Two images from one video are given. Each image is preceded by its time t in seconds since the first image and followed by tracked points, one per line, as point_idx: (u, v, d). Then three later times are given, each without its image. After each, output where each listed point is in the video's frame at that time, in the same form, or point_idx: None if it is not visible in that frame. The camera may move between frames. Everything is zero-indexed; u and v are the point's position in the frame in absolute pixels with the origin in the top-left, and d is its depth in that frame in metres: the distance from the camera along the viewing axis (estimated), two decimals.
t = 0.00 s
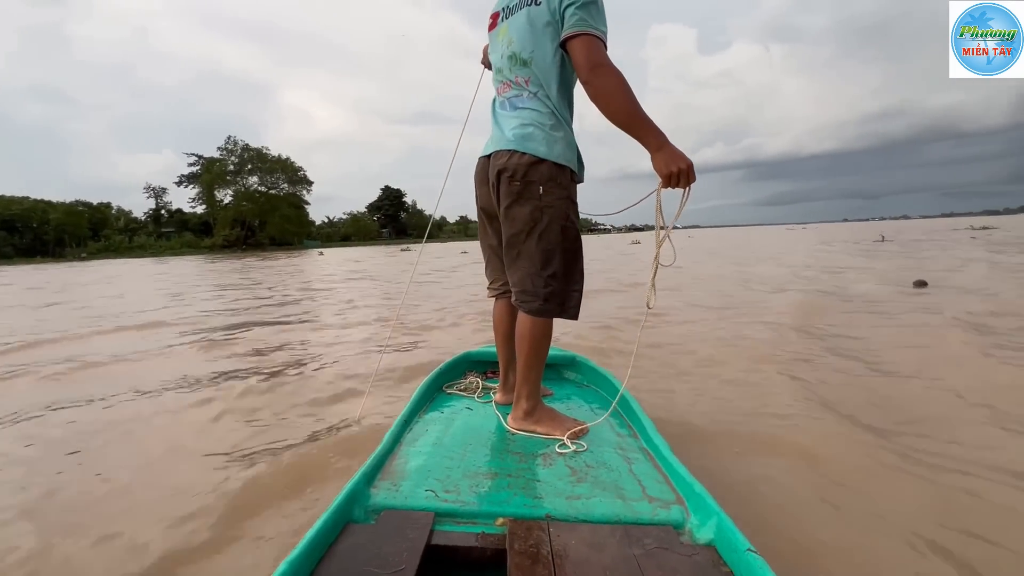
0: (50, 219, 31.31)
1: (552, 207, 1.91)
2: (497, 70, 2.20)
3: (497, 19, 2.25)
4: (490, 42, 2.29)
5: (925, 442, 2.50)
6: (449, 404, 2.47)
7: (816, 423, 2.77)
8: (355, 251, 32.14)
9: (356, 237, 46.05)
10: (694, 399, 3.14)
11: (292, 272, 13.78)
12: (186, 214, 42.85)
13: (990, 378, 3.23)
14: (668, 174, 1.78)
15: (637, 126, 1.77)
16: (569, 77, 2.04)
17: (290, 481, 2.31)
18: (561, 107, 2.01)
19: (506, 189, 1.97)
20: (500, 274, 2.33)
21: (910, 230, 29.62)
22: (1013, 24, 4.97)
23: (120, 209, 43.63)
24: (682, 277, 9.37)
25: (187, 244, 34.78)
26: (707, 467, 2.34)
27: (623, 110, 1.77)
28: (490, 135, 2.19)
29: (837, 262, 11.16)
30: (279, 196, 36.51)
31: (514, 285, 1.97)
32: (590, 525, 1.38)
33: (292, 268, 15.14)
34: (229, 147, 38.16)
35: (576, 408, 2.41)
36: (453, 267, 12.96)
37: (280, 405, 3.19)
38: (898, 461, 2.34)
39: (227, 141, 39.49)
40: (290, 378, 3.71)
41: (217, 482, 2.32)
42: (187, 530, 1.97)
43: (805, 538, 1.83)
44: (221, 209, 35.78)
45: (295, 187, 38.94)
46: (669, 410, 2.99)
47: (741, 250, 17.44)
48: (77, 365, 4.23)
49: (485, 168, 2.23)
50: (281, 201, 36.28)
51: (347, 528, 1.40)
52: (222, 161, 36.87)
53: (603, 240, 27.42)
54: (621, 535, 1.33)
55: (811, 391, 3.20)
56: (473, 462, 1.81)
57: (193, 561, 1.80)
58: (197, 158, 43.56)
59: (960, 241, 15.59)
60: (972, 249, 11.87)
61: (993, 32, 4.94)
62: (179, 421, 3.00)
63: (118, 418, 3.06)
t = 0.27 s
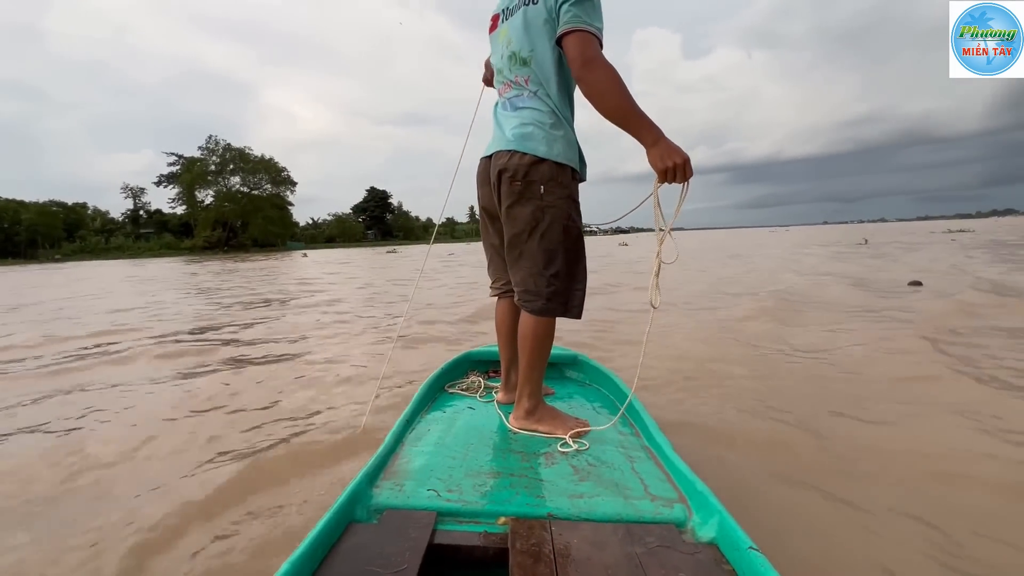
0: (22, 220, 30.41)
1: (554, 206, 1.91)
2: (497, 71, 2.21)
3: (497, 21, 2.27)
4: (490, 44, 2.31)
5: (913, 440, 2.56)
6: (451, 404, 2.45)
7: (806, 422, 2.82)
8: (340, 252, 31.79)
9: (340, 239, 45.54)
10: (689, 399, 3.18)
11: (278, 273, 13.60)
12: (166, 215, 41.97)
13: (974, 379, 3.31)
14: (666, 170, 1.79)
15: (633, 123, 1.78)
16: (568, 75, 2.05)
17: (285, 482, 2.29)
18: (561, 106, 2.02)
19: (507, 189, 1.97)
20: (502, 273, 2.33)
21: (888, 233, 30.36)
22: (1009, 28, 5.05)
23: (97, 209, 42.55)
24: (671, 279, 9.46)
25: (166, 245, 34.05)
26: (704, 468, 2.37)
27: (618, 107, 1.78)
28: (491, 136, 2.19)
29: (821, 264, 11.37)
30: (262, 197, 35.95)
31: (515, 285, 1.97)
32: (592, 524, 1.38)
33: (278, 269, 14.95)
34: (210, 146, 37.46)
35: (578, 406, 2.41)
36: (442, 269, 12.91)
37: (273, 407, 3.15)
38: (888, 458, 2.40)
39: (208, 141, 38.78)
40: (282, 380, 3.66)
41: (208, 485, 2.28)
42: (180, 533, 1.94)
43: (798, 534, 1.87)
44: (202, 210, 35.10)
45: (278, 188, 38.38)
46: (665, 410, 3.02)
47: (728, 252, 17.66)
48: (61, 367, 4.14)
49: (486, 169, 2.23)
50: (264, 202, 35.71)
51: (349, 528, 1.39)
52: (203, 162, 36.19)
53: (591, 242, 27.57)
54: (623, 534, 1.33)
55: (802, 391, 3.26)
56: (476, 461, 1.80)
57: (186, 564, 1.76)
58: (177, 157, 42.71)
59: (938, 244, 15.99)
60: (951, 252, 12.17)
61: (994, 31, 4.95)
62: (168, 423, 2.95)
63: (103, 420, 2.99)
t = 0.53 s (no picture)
0: None
1: (560, 211, 1.92)
2: (505, 75, 2.21)
3: (506, 24, 2.27)
4: (499, 46, 2.31)
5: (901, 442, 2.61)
6: (452, 404, 2.44)
7: (798, 424, 2.86)
8: (328, 254, 31.45)
9: (327, 240, 45.10)
10: (684, 400, 3.22)
11: (266, 275, 13.44)
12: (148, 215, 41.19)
13: (962, 382, 3.37)
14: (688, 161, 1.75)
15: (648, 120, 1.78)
16: (578, 80, 2.05)
17: (279, 485, 2.27)
18: (570, 111, 2.02)
19: (514, 193, 1.98)
20: (505, 276, 2.33)
21: (869, 236, 30.99)
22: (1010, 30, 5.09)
23: (76, 208, 41.60)
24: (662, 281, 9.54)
25: (148, 246, 33.39)
26: (699, 471, 2.39)
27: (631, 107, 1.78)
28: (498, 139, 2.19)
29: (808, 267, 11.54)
30: (247, 198, 35.44)
31: (520, 289, 1.97)
32: (592, 528, 1.38)
33: (266, 271, 14.78)
34: (194, 145, 36.85)
35: (578, 410, 2.40)
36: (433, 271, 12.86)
37: (266, 410, 3.11)
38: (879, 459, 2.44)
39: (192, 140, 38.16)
40: (275, 383, 3.62)
41: (200, 489, 2.25)
42: (173, 538, 1.91)
43: (790, 536, 1.90)
44: (185, 210, 34.49)
45: (264, 189, 37.87)
46: (659, 412, 3.05)
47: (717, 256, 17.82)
48: (46, 368, 4.06)
49: (493, 172, 2.23)
50: (249, 203, 35.20)
51: (352, 525, 1.40)
52: (186, 161, 35.58)
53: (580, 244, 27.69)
54: (622, 537, 1.34)
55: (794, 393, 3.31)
56: (477, 462, 1.80)
57: (178, 569, 1.74)
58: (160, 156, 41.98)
59: (919, 248, 16.34)
60: (935, 256, 12.38)
61: (996, 31, 4.94)
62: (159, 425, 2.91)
63: (91, 421, 2.94)
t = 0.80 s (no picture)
0: None
1: (565, 216, 1.92)
2: (508, 79, 2.21)
3: (509, 26, 2.26)
4: (501, 49, 2.31)
5: (894, 443, 2.65)
6: (458, 404, 2.42)
7: (793, 424, 2.90)
8: (317, 254, 31.15)
9: (315, 240, 44.67)
10: (682, 401, 3.24)
11: (256, 275, 13.30)
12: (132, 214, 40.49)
13: (954, 383, 3.42)
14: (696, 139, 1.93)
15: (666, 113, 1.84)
16: (582, 85, 2.05)
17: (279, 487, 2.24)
18: (573, 117, 2.02)
19: (519, 198, 1.98)
20: (509, 279, 2.32)
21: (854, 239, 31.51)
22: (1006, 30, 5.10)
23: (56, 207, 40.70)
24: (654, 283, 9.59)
25: (131, 245, 32.78)
26: (698, 470, 2.41)
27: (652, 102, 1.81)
28: (501, 144, 2.19)
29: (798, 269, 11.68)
30: (233, 197, 34.97)
31: (525, 294, 1.97)
32: (598, 529, 1.38)
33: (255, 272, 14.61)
34: (179, 143, 36.27)
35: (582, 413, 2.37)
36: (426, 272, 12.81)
37: (262, 413, 3.07)
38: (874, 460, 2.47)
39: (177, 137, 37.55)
40: (270, 385, 3.58)
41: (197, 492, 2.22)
42: (172, 541, 1.89)
43: (788, 534, 1.92)
44: (169, 210, 33.94)
45: (251, 188, 37.39)
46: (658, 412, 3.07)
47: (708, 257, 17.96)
48: (35, 371, 3.99)
49: (496, 176, 2.23)
50: (236, 202, 34.74)
51: (363, 519, 1.39)
52: (171, 159, 35.02)
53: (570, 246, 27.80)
54: (628, 539, 1.34)
55: (790, 393, 3.34)
56: (484, 462, 1.80)
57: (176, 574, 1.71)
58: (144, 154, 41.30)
59: (902, 251, 16.65)
60: (922, 258, 12.56)
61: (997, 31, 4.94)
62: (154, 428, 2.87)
63: (82, 425, 2.89)
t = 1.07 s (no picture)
0: None
1: (566, 217, 1.92)
2: (504, 83, 2.21)
3: (504, 29, 2.26)
4: (497, 52, 2.30)
5: (888, 436, 2.68)
6: (460, 411, 2.41)
7: (789, 421, 2.93)
8: (307, 254, 30.88)
9: (305, 240, 44.30)
10: (679, 400, 3.26)
11: (246, 276, 13.15)
12: (118, 213, 39.86)
13: (946, 379, 3.46)
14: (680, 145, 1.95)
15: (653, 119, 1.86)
16: (577, 88, 2.05)
17: (277, 488, 2.22)
18: (570, 119, 2.02)
19: (519, 200, 1.98)
20: (510, 282, 2.32)
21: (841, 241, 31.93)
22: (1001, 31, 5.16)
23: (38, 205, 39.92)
24: (646, 284, 9.63)
25: (116, 244, 32.24)
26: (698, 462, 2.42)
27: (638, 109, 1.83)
28: (499, 147, 2.20)
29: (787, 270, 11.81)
30: (222, 196, 34.57)
31: (526, 296, 1.98)
32: (602, 525, 1.38)
33: (245, 272, 14.45)
34: (166, 141, 35.77)
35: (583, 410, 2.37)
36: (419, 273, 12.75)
37: (257, 413, 3.04)
38: (870, 454, 2.49)
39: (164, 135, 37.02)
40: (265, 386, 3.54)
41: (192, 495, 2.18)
42: (168, 545, 1.86)
43: (789, 524, 1.93)
44: (156, 208, 33.45)
45: (240, 186, 36.97)
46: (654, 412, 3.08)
47: (700, 258, 18.09)
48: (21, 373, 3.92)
49: (495, 180, 2.22)
50: (224, 201, 34.34)
51: (368, 531, 1.38)
52: (158, 157, 34.55)
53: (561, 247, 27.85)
54: (632, 533, 1.34)
55: (785, 392, 3.37)
56: (487, 466, 1.79)
57: None
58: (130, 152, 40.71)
59: (888, 252, 16.91)
60: (910, 258, 12.74)
61: (989, 31, 4.99)
62: (146, 430, 2.82)
63: (70, 427, 2.83)
